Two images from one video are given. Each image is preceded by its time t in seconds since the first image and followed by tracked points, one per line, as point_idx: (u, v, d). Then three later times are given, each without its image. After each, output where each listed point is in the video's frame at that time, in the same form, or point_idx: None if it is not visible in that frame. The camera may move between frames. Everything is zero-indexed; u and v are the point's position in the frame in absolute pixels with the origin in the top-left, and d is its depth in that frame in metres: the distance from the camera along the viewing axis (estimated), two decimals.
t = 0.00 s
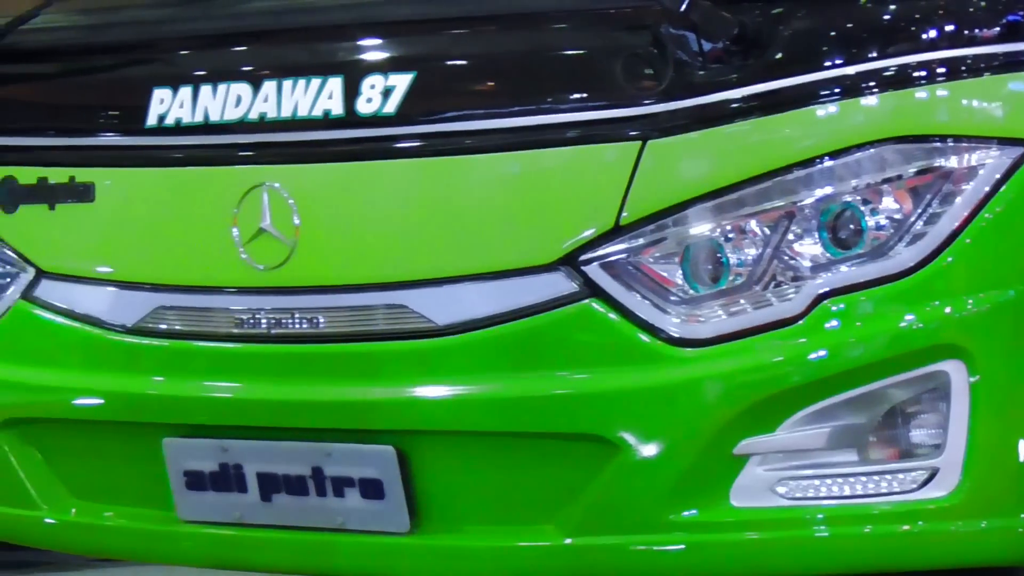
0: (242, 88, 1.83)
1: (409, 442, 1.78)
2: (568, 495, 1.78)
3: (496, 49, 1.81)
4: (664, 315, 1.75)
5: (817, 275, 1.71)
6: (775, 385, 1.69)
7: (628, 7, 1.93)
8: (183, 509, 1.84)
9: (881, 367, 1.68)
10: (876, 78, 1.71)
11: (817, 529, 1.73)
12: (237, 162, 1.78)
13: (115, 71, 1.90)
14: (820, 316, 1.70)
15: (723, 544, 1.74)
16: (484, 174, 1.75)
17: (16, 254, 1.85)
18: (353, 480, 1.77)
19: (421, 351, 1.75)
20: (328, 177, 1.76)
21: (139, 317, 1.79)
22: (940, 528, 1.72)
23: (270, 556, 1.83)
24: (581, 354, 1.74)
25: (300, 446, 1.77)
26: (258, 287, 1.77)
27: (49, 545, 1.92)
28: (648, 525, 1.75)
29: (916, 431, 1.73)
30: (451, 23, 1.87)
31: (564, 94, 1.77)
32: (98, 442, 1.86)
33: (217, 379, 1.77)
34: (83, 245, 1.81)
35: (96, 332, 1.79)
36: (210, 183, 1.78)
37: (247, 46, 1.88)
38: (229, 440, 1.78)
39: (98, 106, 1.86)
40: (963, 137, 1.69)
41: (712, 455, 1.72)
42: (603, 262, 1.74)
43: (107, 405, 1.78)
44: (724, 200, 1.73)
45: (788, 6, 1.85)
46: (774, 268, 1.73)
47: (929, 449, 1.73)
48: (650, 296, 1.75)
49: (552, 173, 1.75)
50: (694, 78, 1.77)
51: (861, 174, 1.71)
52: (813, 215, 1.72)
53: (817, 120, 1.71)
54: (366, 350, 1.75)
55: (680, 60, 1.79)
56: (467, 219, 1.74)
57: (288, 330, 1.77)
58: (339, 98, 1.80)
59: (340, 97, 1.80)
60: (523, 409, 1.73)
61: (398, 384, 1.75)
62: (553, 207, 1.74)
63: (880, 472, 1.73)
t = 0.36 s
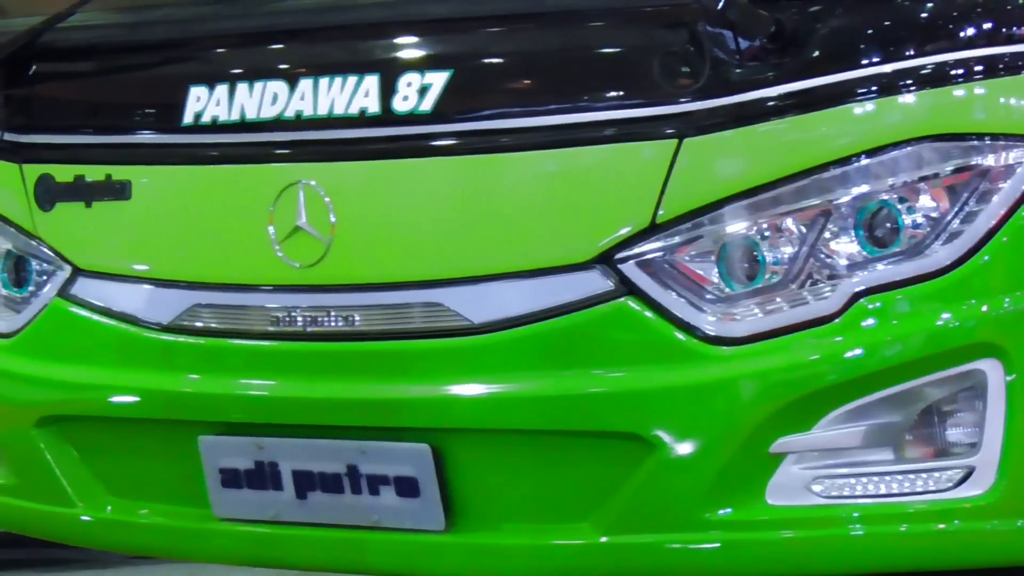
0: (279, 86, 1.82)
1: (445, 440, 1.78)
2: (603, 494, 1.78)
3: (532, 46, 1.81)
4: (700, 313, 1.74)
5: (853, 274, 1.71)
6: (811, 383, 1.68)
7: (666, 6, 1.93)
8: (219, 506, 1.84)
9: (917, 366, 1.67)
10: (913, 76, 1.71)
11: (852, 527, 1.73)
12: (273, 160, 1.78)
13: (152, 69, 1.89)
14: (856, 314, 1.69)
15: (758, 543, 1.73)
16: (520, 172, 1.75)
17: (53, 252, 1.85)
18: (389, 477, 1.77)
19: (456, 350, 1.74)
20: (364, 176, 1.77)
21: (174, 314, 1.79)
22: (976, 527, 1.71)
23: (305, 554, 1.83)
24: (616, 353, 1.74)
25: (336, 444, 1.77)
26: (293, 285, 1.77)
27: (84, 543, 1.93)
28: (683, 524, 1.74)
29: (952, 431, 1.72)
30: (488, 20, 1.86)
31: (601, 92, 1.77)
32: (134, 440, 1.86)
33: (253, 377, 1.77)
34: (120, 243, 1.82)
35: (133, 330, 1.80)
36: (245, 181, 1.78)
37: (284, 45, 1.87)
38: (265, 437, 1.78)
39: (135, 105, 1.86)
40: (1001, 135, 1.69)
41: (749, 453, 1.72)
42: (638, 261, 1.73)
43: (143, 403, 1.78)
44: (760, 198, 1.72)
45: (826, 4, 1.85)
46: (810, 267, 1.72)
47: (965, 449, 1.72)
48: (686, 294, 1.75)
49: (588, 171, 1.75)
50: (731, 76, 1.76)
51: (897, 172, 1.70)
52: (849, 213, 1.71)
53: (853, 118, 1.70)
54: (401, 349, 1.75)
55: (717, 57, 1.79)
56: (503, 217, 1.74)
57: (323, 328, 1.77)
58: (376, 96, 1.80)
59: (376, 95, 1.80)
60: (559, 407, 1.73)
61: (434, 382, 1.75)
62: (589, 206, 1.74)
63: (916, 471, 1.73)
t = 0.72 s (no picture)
0: (300, 84, 1.82)
1: (466, 438, 1.77)
2: (625, 492, 1.78)
3: (553, 43, 1.81)
4: (722, 311, 1.74)
5: (875, 272, 1.70)
6: (833, 381, 1.68)
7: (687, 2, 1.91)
8: (241, 504, 1.84)
9: (939, 364, 1.66)
10: (935, 74, 1.70)
11: (875, 526, 1.72)
12: (295, 158, 1.79)
13: (174, 67, 1.89)
14: (878, 312, 1.69)
15: (780, 541, 1.73)
16: (541, 171, 1.75)
17: (75, 250, 1.85)
18: (410, 476, 1.77)
19: (478, 348, 1.75)
20: (386, 174, 1.77)
21: (196, 312, 1.79)
22: (998, 525, 1.71)
23: (327, 552, 1.83)
24: (638, 351, 1.74)
25: (358, 442, 1.77)
26: (315, 283, 1.77)
27: (107, 541, 1.93)
28: (705, 522, 1.75)
29: (974, 429, 1.72)
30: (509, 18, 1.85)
31: (622, 90, 1.76)
32: (155, 438, 1.86)
33: (275, 375, 1.78)
34: (141, 241, 1.82)
35: (155, 328, 1.80)
36: (266, 180, 1.78)
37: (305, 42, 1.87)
38: (286, 435, 1.78)
39: (157, 102, 1.86)
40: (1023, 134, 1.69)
41: (770, 451, 1.72)
42: (660, 258, 1.73)
43: (164, 401, 1.79)
44: (781, 196, 1.72)
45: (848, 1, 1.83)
46: (832, 265, 1.72)
47: (987, 447, 1.72)
48: (707, 292, 1.75)
49: (609, 169, 1.75)
50: (752, 74, 1.76)
51: (919, 170, 1.69)
52: (871, 211, 1.71)
53: (875, 116, 1.70)
54: (423, 347, 1.75)
55: (739, 55, 1.78)
56: (524, 215, 1.74)
57: (345, 326, 1.77)
58: (397, 95, 1.79)
59: (398, 94, 1.79)
60: (580, 405, 1.73)
61: (455, 381, 1.75)
62: (610, 204, 1.74)
63: (938, 469, 1.72)
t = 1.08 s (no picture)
0: (321, 87, 1.82)
1: (486, 441, 1.77)
2: (646, 494, 1.78)
3: (575, 45, 1.80)
4: (743, 314, 1.74)
5: (896, 274, 1.70)
6: (854, 383, 1.68)
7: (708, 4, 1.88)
8: (262, 506, 1.85)
9: (961, 366, 1.66)
10: (956, 77, 1.70)
11: (896, 528, 1.72)
12: (316, 161, 1.79)
13: (196, 70, 1.89)
14: (899, 314, 1.69)
15: (802, 543, 1.73)
16: (562, 173, 1.75)
17: (97, 253, 1.86)
18: (431, 478, 1.77)
19: (499, 350, 1.75)
20: (406, 177, 1.77)
21: (218, 315, 1.80)
22: (1020, 528, 1.71)
23: (348, 554, 1.83)
24: (659, 353, 1.74)
25: (379, 444, 1.77)
26: (336, 285, 1.77)
27: (129, 543, 1.93)
28: (726, 524, 1.74)
29: (996, 431, 1.72)
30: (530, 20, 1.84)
31: (643, 92, 1.77)
32: (177, 440, 1.86)
33: (296, 377, 1.78)
34: (162, 244, 1.82)
35: (177, 331, 1.80)
36: (287, 182, 1.79)
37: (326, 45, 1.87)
38: (307, 438, 1.78)
39: (178, 105, 1.86)
40: None
41: (793, 453, 1.72)
42: (681, 261, 1.73)
43: (187, 403, 1.79)
44: (802, 199, 1.72)
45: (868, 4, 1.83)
46: (853, 267, 1.72)
47: (1008, 449, 1.72)
48: (728, 294, 1.75)
49: (630, 172, 1.75)
50: (773, 76, 1.76)
51: (941, 172, 1.69)
52: (892, 214, 1.71)
53: (896, 118, 1.70)
54: (444, 349, 1.75)
55: (759, 57, 1.78)
56: (545, 218, 1.74)
57: (366, 329, 1.77)
58: (418, 97, 1.79)
59: (419, 96, 1.80)
60: (601, 407, 1.73)
61: (476, 383, 1.75)
62: (631, 206, 1.74)
63: (960, 472, 1.72)
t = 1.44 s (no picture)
0: (356, 88, 1.80)
1: (521, 442, 1.78)
2: (682, 495, 1.78)
3: (611, 46, 1.78)
4: (778, 315, 1.74)
5: (932, 275, 1.70)
6: (890, 385, 1.67)
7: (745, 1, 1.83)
8: (298, 507, 1.85)
9: (998, 368, 1.66)
10: (993, 77, 1.69)
11: (932, 530, 1.71)
12: (351, 162, 1.78)
13: (232, 72, 1.86)
14: (935, 316, 1.68)
15: (838, 545, 1.72)
16: (597, 174, 1.75)
17: (132, 254, 1.87)
18: (466, 479, 1.77)
19: (534, 352, 1.75)
20: (440, 178, 1.76)
21: (253, 316, 1.80)
22: None
23: (384, 556, 1.83)
24: (694, 355, 1.74)
25: (415, 446, 1.77)
26: (371, 287, 1.77)
27: (164, 544, 1.94)
28: (761, 526, 1.74)
29: None
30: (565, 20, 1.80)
31: (678, 93, 1.75)
32: (212, 441, 1.87)
33: (331, 379, 1.78)
34: (197, 245, 1.82)
35: (212, 332, 1.81)
36: (321, 184, 1.78)
37: (360, 46, 1.83)
38: (342, 439, 1.79)
39: (213, 106, 1.84)
40: None
41: (829, 455, 1.71)
42: (716, 262, 1.73)
43: (223, 403, 1.79)
44: (837, 200, 1.72)
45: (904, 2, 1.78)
46: (889, 268, 1.71)
47: None
48: (764, 296, 1.74)
49: (665, 173, 1.74)
50: (809, 78, 1.74)
51: (977, 173, 1.69)
52: (928, 215, 1.70)
53: (933, 119, 1.68)
54: (480, 350, 1.76)
55: (795, 59, 1.75)
56: (580, 219, 1.75)
57: (401, 330, 1.78)
58: (453, 98, 1.78)
59: (454, 98, 1.78)
60: (635, 408, 1.73)
61: (512, 384, 1.75)
62: (666, 207, 1.74)
63: (996, 474, 1.71)
